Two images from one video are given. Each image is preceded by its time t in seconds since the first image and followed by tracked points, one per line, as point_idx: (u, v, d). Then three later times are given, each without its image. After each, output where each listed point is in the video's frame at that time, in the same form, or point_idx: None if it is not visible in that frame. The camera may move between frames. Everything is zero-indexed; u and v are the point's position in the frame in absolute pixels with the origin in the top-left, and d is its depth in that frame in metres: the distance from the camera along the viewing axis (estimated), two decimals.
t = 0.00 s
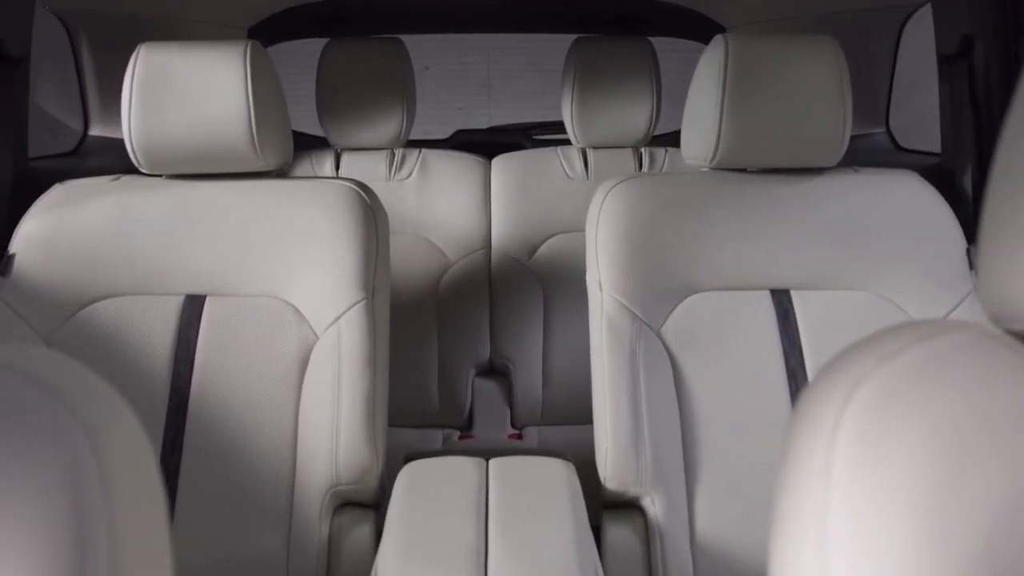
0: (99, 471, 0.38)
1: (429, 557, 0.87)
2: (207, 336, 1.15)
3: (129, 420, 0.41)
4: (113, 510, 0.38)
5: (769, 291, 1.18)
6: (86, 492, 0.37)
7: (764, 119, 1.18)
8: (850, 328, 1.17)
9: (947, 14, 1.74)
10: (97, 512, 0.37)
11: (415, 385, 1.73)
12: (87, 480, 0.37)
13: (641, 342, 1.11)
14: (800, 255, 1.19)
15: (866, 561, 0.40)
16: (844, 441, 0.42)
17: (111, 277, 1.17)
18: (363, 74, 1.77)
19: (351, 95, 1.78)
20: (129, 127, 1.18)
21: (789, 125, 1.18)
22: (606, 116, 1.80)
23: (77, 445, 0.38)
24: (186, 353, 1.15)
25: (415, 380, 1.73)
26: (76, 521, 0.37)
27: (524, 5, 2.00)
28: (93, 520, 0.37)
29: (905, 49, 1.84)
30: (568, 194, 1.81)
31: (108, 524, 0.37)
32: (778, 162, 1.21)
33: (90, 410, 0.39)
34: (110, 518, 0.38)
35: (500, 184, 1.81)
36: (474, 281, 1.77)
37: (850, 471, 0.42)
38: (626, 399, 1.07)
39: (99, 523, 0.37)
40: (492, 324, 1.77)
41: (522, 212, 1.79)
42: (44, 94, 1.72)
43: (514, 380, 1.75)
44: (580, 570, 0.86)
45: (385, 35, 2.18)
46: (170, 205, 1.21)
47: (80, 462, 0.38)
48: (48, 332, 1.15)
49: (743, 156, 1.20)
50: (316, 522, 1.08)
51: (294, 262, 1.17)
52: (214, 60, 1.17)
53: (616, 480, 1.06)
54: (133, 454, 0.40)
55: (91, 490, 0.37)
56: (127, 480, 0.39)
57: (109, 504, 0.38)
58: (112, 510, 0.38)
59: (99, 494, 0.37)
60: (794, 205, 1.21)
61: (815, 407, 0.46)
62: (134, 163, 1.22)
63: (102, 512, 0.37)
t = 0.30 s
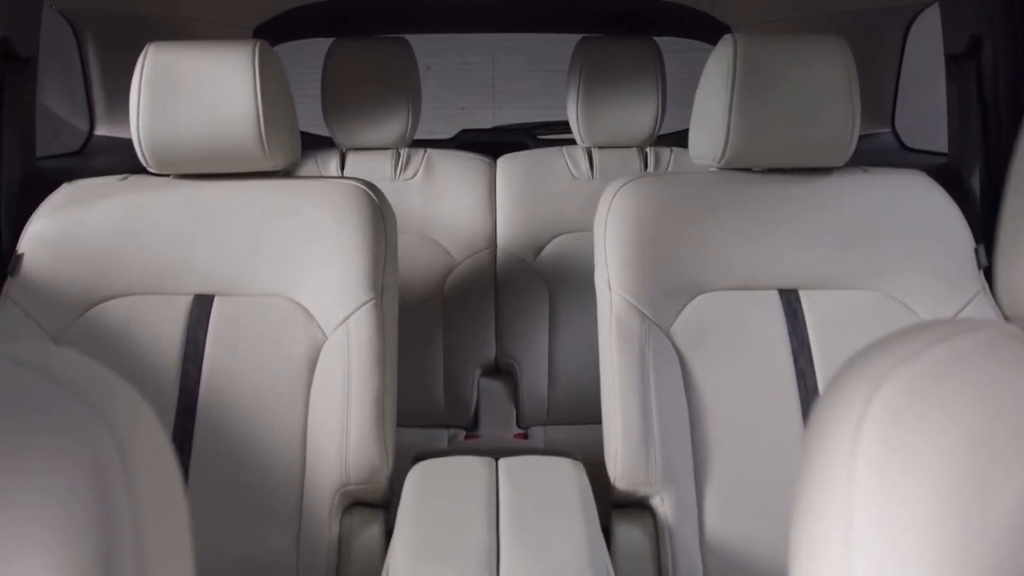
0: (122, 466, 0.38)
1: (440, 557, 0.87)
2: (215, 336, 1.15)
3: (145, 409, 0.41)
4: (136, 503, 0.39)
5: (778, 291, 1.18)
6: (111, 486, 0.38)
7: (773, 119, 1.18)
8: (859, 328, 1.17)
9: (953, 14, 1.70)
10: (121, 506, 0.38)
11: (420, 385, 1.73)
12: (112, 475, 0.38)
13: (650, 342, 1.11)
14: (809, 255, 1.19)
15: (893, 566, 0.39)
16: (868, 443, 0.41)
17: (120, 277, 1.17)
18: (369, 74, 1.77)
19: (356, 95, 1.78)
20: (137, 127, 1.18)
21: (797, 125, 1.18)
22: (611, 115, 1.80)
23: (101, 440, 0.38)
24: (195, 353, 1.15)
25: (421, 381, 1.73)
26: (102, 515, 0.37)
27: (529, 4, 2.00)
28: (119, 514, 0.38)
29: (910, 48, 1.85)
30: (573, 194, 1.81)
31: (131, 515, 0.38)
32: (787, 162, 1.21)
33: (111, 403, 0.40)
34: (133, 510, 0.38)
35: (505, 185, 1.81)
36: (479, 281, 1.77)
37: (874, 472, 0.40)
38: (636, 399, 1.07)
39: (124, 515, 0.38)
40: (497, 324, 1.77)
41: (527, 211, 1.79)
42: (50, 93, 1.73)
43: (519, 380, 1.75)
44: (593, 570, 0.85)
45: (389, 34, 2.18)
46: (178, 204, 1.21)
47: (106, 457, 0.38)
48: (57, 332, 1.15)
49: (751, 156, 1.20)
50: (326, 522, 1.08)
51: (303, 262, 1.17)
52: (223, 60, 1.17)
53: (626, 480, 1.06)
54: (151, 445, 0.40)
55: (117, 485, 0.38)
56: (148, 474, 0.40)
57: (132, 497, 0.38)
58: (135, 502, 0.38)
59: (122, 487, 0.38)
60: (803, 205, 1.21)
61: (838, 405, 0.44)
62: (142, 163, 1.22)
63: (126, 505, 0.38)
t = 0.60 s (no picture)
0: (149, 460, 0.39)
1: (455, 557, 0.87)
2: (226, 336, 1.15)
3: (162, 406, 0.42)
4: (164, 496, 0.39)
5: (788, 290, 1.18)
6: (139, 480, 0.38)
7: (782, 119, 1.18)
8: (870, 327, 1.17)
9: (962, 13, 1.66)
10: (150, 500, 0.38)
11: (427, 385, 1.72)
12: (137, 469, 0.38)
13: (661, 341, 1.11)
14: (819, 256, 1.19)
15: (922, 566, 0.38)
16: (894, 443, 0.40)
17: (129, 276, 1.17)
18: (375, 74, 1.77)
19: (363, 95, 1.78)
20: (147, 127, 1.18)
21: (807, 125, 1.18)
22: (618, 115, 1.80)
23: (127, 438, 0.38)
24: (204, 353, 1.14)
25: (427, 380, 1.73)
26: (131, 509, 0.37)
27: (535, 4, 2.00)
28: (148, 507, 0.38)
29: (918, 48, 1.85)
30: (580, 194, 1.81)
31: (159, 509, 0.38)
32: (796, 161, 1.21)
33: (131, 400, 0.40)
34: (161, 503, 0.39)
35: (512, 184, 1.81)
36: (486, 281, 1.77)
37: (901, 470, 0.39)
38: (647, 399, 1.07)
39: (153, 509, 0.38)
40: (504, 324, 1.77)
41: (534, 211, 1.80)
42: (57, 93, 1.71)
43: (526, 380, 1.75)
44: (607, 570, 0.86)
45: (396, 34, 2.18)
46: (188, 204, 1.21)
47: (133, 451, 0.38)
48: (66, 333, 1.15)
49: (761, 156, 1.20)
50: (338, 523, 1.08)
51: (313, 262, 1.17)
52: (233, 60, 1.17)
53: (637, 480, 1.06)
54: (173, 441, 0.41)
55: (143, 481, 0.38)
56: (173, 468, 0.40)
57: (159, 491, 0.39)
58: (163, 494, 0.39)
59: (149, 480, 0.38)
60: (812, 205, 1.21)
61: (864, 403, 0.43)
62: (152, 163, 1.22)
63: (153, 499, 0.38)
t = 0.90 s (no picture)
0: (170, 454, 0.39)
1: (468, 557, 0.87)
2: (235, 336, 1.15)
3: (178, 403, 0.42)
4: (185, 489, 0.39)
5: (797, 290, 1.18)
6: (161, 473, 0.38)
7: (791, 118, 1.18)
8: (880, 328, 1.17)
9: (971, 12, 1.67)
10: (172, 492, 0.39)
11: (433, 385, 1.72)
12: (164, 466, 0.39)
13: (670, 341, 1.11)
14: (827, 256, 1.19)
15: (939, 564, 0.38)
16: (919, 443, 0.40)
17: (138, 276, 1.17)
18: (381, 74, 1.77)
19: (368, 95, 1.78)
20: (155, 127, 1.18)
21: (815, 124, 1.18)
22: (623, 115, 1.80)
23: (155, 436, 0.39)
24: (214, 352, 1.15)
25: (433, 381, 1.72)
26: (155, 501, 0.38)
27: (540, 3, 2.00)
28: (171, 499, 0.38)
29: (924, 49, 1.84)
30: (585, 194, 1.81)
31: (182, 502, 0.39)
32: (805, 161, 1.21)
33: (149, 396, 0.41)
34: (183, 496, 0.39)
35: (517, 184, 1.81)
36: (491, 281, 1.77)
37: (923, 469, 0.39)
38: (657, 399, 1.07)
39: (175, 502, 0.38)
40: (509, 325, 1.77)
41: (539, 211, 1.79)
42: (63, 93, 1.72)
43: (532, 380, 1.75)
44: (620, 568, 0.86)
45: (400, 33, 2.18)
46: (197, 204, 1.21)
47: (155, 446, 0.39)
48: (75, 334, 1.15)
49: (769, 156, 1.21)
50: (348, 524, 1.08)
51: (322, 262, 1.17)
52: (242, 60, 1.17)
53: (648, 480, 1.06)
54: (190, 435, 0.41)
55: (170, 477, 0.39)
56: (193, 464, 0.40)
57: (180, 484, 0.39)
58: (184, 487, 0.39)
59: (170, 474, 0.39)
60: (821, 205, 1.21)
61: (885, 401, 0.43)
62: (160, 163, 1.22)
63: (175, 492, 0.39)
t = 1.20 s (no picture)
0: (198, 453, 0.37)
1: (484, 556, 0.87)
2: (245, 337, 1.15)
3: (202, 399, 0.41)
4: (214, 489, 0.37)
5: (807, 289, 1.18)
6: (189, 472, 0.36)
7: (802, 118, 1.18)
8: (892, 327, 1.16)
9: (982, 11, 1.66)
10: (201, 491, 0.36)
11: (440, 385, 1.72)
12: (189, 465, 0.37)
13: (682, 340, 1.11)
14: (837, 256, 1.19)
15: (969, 564, 0.37)
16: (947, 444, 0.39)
17: (149, 275, 1.17)
18: (387, 75, 1.76)
19: (375, 95, 1.78)
20: (166, 126, 1.18)
21: (826, 124, 1.18)
22: (630, 115, 1.80)
23: (178, 433, 0.37)
24: (225, 352, 1.14)
25: (440, 380, 1.72)
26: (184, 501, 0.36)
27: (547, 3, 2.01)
28: (200, 498, 0.36)
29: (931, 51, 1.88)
30: (592, 194, 1.81)
31: (211, 501, 0.37)
32: (815, 160, 1.22)
33: (175, 394, 0.39)
34: (213, 496, 0.37)
35: (523, 184, 1.82)
36: (498, 280, 1.77)
37: (950, 468, 0.38)
38: (669, 397, 1.07)
39: (204, 501, 0.36)
40: (516, 324, 1.77)
41: (546, 210, 1.80)
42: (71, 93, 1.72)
43: (539, 378, 1.75)
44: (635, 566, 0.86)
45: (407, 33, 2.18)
46: (207, 203, 1.21)
47: (184, 445, 0.37)
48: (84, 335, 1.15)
49: (779, 155, 1.21)
50: (360, 525, 1.08)
51: (333, 262, 1.17)
52: (254, 59, 1.17)
53: (660, 479, 1.07)
54: (214, 432, 0.39)
55: (197, 477, 0.37)
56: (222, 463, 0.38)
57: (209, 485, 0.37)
58: (213, 486, 0.37)
59: (199, 474, 0.37)
60: (830, 205, 1.21)
61: (910, 398, 0.42)
62: (171, 162, 1.22)
63: (204, 492, 0.37)
